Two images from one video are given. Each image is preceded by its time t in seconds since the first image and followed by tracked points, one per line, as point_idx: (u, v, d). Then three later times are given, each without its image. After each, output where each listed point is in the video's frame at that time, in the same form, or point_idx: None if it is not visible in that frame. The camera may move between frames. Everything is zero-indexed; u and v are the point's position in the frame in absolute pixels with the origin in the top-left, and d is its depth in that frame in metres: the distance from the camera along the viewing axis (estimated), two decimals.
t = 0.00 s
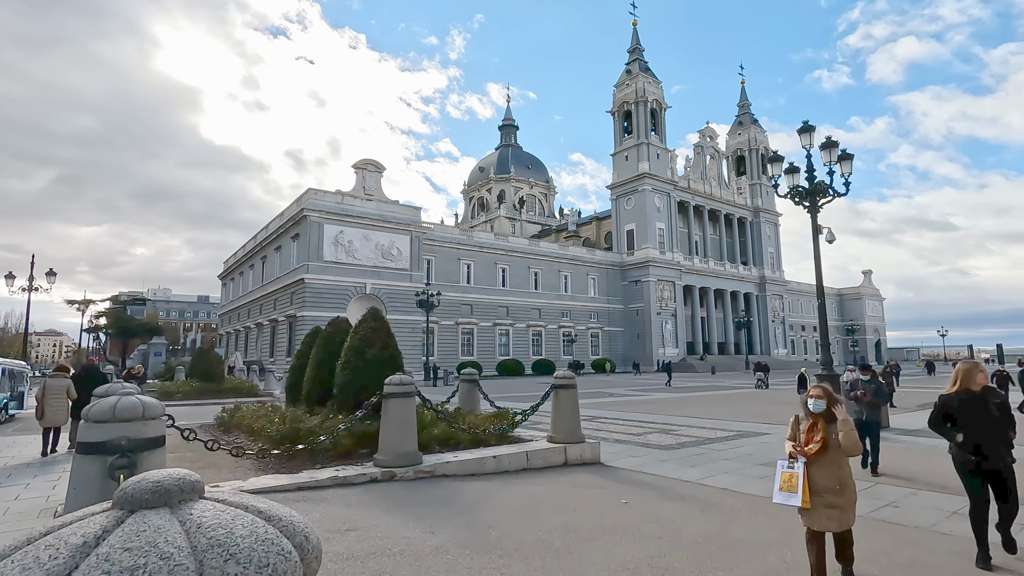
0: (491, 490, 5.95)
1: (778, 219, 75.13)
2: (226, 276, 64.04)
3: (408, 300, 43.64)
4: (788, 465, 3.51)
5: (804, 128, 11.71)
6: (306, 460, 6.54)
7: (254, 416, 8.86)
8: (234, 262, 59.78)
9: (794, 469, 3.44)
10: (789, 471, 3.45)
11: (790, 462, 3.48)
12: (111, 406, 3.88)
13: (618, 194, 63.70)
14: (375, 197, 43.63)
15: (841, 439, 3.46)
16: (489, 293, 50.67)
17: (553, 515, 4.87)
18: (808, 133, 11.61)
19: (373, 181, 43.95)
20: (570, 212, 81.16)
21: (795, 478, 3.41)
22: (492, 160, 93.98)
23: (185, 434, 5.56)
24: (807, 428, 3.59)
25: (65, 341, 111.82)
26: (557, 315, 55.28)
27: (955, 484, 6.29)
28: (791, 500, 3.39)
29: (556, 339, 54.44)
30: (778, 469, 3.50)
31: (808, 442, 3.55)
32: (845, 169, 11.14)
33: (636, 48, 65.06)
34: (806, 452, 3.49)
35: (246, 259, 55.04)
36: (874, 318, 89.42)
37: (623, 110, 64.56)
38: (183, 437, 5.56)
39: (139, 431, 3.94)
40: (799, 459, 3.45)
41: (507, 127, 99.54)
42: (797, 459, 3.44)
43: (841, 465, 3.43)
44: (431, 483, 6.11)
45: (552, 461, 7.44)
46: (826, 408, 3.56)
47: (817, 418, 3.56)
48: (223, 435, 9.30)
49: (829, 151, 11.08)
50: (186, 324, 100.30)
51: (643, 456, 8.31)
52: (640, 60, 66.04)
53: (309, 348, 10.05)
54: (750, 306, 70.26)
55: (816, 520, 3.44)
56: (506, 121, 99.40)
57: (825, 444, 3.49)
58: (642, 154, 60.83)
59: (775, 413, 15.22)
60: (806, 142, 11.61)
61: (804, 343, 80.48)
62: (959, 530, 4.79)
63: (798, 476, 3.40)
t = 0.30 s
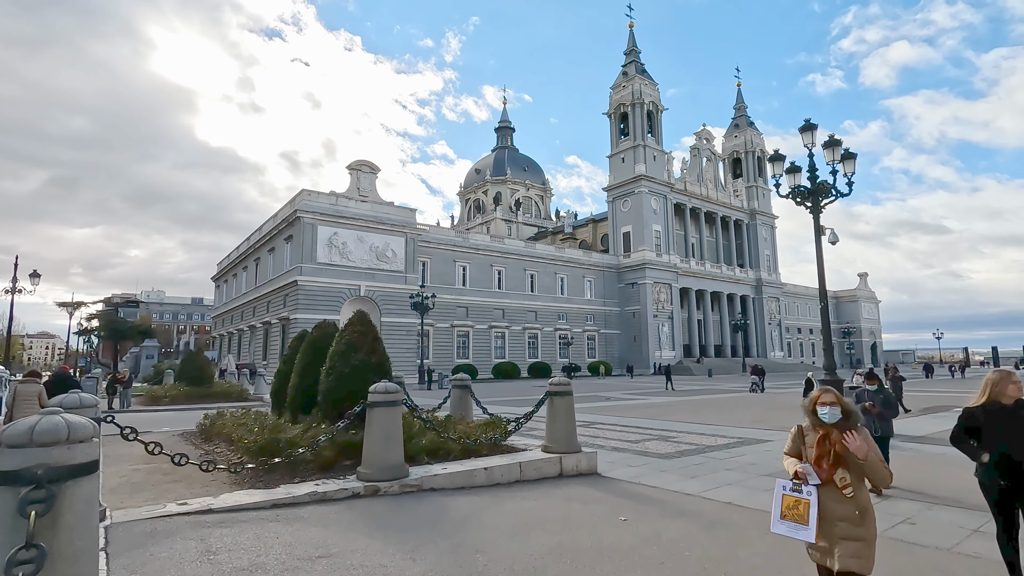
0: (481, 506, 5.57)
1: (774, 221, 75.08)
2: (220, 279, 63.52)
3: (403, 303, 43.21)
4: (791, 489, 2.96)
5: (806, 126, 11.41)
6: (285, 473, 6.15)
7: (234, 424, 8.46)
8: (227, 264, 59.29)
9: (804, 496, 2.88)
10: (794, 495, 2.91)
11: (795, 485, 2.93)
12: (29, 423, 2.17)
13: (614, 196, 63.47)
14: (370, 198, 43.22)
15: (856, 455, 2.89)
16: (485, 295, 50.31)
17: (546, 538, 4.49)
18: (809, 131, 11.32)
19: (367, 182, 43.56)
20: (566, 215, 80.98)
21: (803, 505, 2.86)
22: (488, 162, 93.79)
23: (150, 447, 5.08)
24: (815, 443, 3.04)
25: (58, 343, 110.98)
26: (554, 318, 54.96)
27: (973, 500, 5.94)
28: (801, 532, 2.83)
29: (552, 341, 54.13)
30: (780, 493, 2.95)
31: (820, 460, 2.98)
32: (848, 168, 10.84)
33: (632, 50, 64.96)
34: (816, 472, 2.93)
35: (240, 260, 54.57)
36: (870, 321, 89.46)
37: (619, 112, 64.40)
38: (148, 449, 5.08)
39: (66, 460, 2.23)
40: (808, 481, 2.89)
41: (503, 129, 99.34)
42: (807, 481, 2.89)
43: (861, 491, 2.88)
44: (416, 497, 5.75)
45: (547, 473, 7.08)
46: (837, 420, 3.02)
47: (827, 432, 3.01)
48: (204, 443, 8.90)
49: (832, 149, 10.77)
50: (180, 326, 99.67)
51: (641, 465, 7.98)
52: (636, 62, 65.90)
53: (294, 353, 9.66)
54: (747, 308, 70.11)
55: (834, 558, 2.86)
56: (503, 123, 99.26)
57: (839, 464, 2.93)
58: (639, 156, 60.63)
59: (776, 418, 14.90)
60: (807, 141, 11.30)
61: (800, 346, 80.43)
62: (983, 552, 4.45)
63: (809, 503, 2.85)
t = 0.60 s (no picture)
0: (476, 517, 5.21)
1: (774, 224, 74.93)
2: (217, 281, 63.14)
3: (401, 305, 42.89)
4: (817, 530, 2.34)
5: (812, 122, 11.11)
6: (270, 481, 5.79)
7: (219, 429, 8.10)
8: (224, 266, 58.92)
9: (839, 544, 2.23)
10: (826, 542, 2.28)
11: (826, 529, 2.32)
12: None
13: (614, 198, 63.22)
14: (367, 200, 42.93)
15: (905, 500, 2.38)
16: (483, 297, 49.98)
17: (546, 556, 4.15)
18: (816, 127, 11.03)
19: (365, 183, 43.27)
20: (565, 217, 80.77)
21: (834, 555, 2.22)
22: (487, 165, 93.59)
23: (118, 455, 4.69)
24: (854, 475, 2.44)
25: (53, 346, 110.31)
26: (553, 320, 54.64)
27: (1002, 512, 5.58)
28: None
29: (551, 344, 53.76)
30: (807, 535, 2.34)
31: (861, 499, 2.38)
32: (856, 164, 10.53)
33: (632, 52, 64.88)
34: (854, 513, 2.33)
35: (237, 262, 54.19)
36: (870, 323, 89.28)
37: (618, 114, 64.26)
38: (118, 456, 4.71)
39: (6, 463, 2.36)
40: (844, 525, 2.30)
41: (502, 131, 99.17)
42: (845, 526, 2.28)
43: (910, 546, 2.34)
44: (407, 508, 5.38)
45: (546, 480, 6.73)
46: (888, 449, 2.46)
47: (875, 464, 2.42)
48: (189, 448, 8.53)
49: (840, 145, 10.45)
50: (177, 329, 99.15)
51: (646, 472, 7.62)
52: (635, 64, 65.80)
53: (284, 354, 9.31)
54: (747, 311, 69.85)
55: None
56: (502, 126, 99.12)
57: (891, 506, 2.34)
58: (638, 158, 60.44)
59: (782, 422, 14.56)
60: (814, 137, 11.00)
61: (800, 349, 80.15)
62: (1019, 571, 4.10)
63: (844, 554, 2.20)
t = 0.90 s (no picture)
0: (469, 527, 4.86)
1: (771, 226, 74.83)
2: (211, 282, 62.66)
3: (396, 306, 42.49)
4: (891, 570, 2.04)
5: (817, 116, 10.80)
6: (249, 488, 5.44)
7: (199, 432, 7.73)
8: (219, 267, 58.43)
9: None
10: None
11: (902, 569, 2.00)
12: None
13: (611, 200, 63.01)
14: (363, 200, 42.55)
15: (1003, 528, 2.07)
16: (480, 299, 49.61)
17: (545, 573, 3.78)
18: (820, 121, 10.73)
19: (361, 184, 42.91)
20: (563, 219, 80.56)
21: None
22: (484, 166, 93.36)
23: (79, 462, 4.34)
24: (932, 500, 2.12)
25: (47, 348, 109.49)
26: (550, 322, 54.31)
27: None
28: None
29: (549, 346, 53.43)
30: None
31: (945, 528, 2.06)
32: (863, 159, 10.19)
33: (629, 53, 64.73)
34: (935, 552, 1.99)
35: (231, 264, 53.71)
36: (867, 325, 89.25)
37: (615, 116, 64.05)
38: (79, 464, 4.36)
39: None
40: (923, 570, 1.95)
41: (499, 133, 99.01)
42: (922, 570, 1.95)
43: None
44: (394, 517, 5.02)
45: (544, 486, 6.39)
46: (972, 458, 2.12)
47: (956, 479, 2.09)
48: (170, 452, 8.17)
49: (845, 139, 10.13)
50: (172, 331, 98.50)
51: (648, 477, 7.28)
52: (633, 65, 65.64)
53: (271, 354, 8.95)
54: (744, 313, 69.67)
55: None
56: (499, 127, 98.90)
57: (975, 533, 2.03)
58: (635, 159, 60.23)
59: (784, 424, 14.26)
60: (818, 132, 10.70)
61: (798, 351, 80.02)
62: None
63: None
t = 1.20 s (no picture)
0: (456, 550, 4.47)
1: (766, 231, 74.92)
2: (203, 287, 62.03)
3: (389, 311, 42.03)
4: None
5: (818, 116, 10.54)
6: (220, 506, 5.04)
7: (172, 441, 7.33)
8: (210, 271, 57.82)
9: None
10: None
11: None
12: None
13: (606, 205, 62.90)
14: (356, 204, 42.17)
15: None
16: (474, 304, 49.21)
17: None
18: (822, 121, 10.46)
19: (354, 187, 42.52)
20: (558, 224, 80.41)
21: None
22: (479, 171, 93.21)
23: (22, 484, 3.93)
24: None
25: (36, 353, 108.19)
26: (545, 327, 53.98)
27: None
28: None
29: (544, 351, 53.07)
30: None
31: None
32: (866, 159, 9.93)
33: (624, 58, 64.82)
34: None
35: (223, 268, 53.10)
36: (861, 331, 89.43)
37: (610, 120, 64.01)
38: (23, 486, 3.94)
39: None
40: None
41: (494, 137, 98.97)
42: None
43: None
44: (374, 538, 4.63)
45: (538, 502, 6.01)
46: None
47: None
48: (144, 465, 7.76)
49: (848, 140, 9.85)
50: (164, 336, 97.58)
51: (648, 491, 6.92)
52: (628, 71, 65.72)
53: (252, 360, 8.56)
54: (739, 318, 69.59)
55: None
56: (494, 132, 98.86)
57: None
58: (630, 164, 60.15)
59: (784, 432, 13.95)
60: (820, 132, 10.42)
61: (792, 356, 79.97)
62: None
63: None
